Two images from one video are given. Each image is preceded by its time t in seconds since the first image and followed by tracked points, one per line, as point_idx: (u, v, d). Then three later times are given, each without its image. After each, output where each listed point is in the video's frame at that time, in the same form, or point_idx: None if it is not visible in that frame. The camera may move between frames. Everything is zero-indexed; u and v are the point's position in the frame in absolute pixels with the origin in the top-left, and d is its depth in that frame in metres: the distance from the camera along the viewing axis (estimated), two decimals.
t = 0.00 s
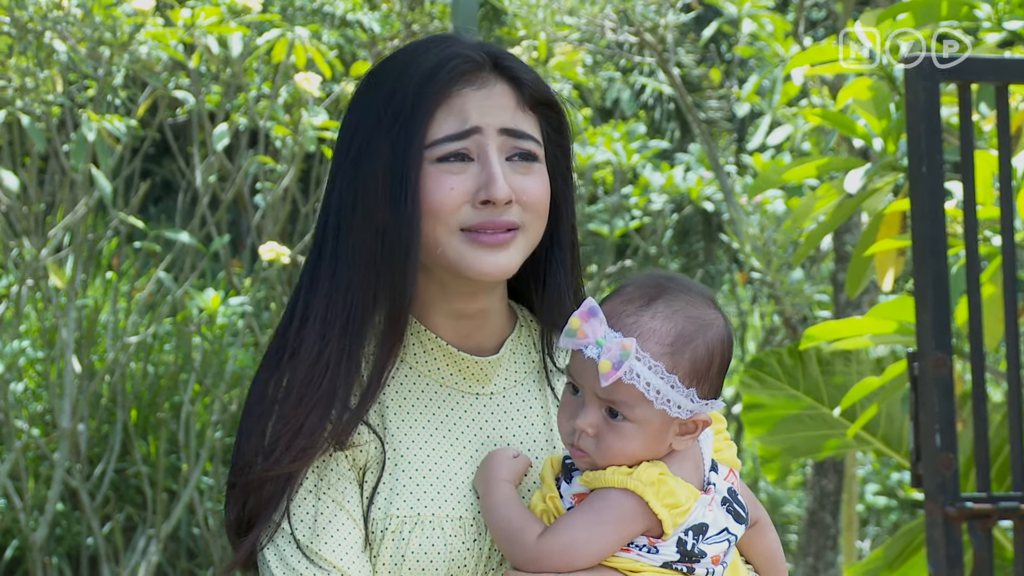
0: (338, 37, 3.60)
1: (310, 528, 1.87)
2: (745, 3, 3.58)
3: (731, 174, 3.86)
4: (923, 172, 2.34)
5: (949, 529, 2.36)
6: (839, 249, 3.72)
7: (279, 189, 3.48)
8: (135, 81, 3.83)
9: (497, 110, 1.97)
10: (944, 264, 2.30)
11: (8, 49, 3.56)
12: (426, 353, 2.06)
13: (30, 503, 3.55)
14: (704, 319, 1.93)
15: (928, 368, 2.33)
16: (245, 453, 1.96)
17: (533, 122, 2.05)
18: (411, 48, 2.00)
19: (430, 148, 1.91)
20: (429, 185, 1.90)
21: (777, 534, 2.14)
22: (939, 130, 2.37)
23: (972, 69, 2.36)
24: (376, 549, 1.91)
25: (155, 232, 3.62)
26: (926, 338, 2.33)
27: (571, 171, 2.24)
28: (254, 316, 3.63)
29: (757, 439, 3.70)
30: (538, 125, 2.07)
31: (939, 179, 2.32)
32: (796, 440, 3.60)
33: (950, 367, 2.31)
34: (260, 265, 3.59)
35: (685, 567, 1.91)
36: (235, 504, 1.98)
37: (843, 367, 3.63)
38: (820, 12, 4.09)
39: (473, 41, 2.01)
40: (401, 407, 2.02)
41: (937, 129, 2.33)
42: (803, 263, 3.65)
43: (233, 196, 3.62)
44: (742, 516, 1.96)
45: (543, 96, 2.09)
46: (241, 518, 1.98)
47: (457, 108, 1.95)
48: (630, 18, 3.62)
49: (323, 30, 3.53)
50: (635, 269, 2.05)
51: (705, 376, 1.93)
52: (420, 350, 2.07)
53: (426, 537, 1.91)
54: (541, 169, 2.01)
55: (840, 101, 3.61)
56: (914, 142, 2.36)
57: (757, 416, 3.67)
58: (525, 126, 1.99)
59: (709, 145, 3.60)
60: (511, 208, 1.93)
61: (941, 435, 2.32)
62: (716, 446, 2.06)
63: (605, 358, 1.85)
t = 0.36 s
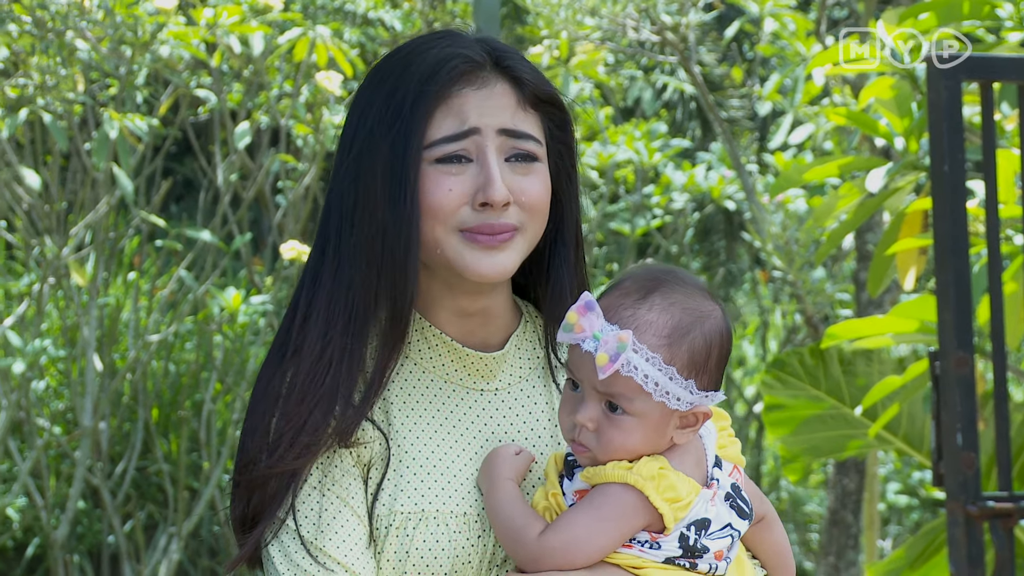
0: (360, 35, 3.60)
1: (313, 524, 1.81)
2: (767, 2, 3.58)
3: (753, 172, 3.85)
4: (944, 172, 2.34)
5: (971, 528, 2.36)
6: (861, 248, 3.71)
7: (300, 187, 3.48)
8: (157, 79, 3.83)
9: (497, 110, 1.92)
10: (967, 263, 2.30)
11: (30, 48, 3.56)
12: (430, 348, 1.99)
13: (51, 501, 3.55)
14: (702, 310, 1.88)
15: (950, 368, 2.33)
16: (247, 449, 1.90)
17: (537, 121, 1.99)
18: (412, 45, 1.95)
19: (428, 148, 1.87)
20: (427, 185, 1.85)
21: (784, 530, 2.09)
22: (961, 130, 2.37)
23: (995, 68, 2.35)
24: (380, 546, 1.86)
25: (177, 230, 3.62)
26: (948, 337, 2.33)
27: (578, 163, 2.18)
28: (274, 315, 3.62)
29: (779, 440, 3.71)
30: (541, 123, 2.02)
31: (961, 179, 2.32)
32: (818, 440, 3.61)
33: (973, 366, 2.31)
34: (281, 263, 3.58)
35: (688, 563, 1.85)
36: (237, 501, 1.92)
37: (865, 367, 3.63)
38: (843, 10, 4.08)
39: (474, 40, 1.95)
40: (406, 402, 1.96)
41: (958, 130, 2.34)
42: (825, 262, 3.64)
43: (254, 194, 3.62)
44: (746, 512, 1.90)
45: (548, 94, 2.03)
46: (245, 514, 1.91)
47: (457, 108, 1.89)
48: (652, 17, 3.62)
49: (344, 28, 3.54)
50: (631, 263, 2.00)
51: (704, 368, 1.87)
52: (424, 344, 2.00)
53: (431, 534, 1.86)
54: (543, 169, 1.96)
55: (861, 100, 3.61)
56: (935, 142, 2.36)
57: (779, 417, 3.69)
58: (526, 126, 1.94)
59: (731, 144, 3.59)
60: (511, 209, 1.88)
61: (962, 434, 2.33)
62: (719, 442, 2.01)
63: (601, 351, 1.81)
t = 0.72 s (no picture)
0: (378, 35, 3.60)
1: (313, 524, 1.83)
2: (786, 0, 3.57)
3: (771, 171, 3.84)
4: (963, 171, 2.34)
5: (989, 528, 2.35)
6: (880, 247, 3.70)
7: (318, 186, 3.48)
8: (175, 77, 3.83)
9: (492, 114, 1.93)
10: (984, 261, 2.29)
11: (48, 47, 3.58)
12: (432, 348, 2.03)
13: (69, 499, 3.56)
14: (701, 311, 1.90)
15: (968, 367, 2.33)
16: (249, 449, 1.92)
17: (533, 123, 2.00)
18: (406, 49, 1.97)
19: (422, 153, 1.88)
20: (421, 190, 1.87)
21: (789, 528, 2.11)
22: (978, 129, 2.36)
23: (1016, 66, 2.34)
24: (381, 547, 1.88)
25: (195, 229, 3.62)
26: (966, 336, 2.32)
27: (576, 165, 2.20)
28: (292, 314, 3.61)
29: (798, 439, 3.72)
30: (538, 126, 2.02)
31: (979, 178, 2.31)
32: (835, 439, 3.61)
33: (991, 365, 2.30)
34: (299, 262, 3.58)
35: (686, 562, 1.86)
36: (239, 502, 1.94)
37: (883, 367, 3.64)
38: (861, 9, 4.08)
39: (469, 43, 1.97)
40: (407, 402, 1.99)
41: (976, 130, 2.33)
42: (843, 262, 3.63)
43: (272, 193, 3.62)
44: (746, 511, 1.91)
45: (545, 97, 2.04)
46: (247, 515, 1.93)
47: (451, 112, 1.91)
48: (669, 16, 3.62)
49: (362, 27, 3.54)
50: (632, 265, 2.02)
51: (704, 368, 1.89)
52: (425, 344, 2.03)
53: (431, 534, 1.88)
54: (539, 172, 1.97)
55: (880, 99, 3.60)
56: (954, 141, 2.36)
57: (798, 415, 3.69)
58: (521, 130, 1.94)
59: (749, 143, 3.58)
60: (505, 213, 1.89)
61: (980, 433, 2.32)
62: (720, 441, 2.03)
63: (600, 351, 1.83)
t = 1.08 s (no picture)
0: (395, 36, 3.60)
1: (315, 529, 1.87)
2: (802, 3, 3.57)
3: (787, 173, 3.85)
4: (979, 173, 2.29)
5: (1005, 530, 2.33)
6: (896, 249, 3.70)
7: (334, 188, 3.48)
8: (191, 79, 3.84)
9: (486, 121, 1.96)
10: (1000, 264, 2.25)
11: (65, 48, 3.57)
12: (436, 351, 2.08)
13: (84, 501, 3.56)
14: (690, 310, 1.91)
15: (985, 369, 2.29)
16: (253, 454, 1.97)
17: (530, 128, 2.03)
18: (403, 58, 2.01)
19: (416, 161, 1.93)
20: (417, 199, 1.92)
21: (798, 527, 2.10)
22: (995, 129, 2.32)
23: None
24: (384, 550, 1.92)
25: (211, 231, 3.63)
26: (982, 339, 2.29)
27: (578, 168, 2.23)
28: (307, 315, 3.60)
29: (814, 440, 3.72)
30: (536, 130, 2.06)
31: (996, 180, 2.27)
32: (852, 441, 3.62)
33: (1008, 367, 2.27)
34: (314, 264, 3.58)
35: (686, 562, 1.87)
36: (244, 508, 1.99)
37: (899, 368, 3.61)
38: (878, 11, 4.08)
39: (464, 52, 2.01)
40: (411, 406, 2.03)
41: (993, 131, 2.29)
42: (859, 263, 3.63)
43: (288, 195, 3.62)
44: (747, 510, 1.93)
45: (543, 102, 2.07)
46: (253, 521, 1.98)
47: (445, 120, 1.95)
48: (686, 18, 3.62)
49: (379, 29, 3.54)
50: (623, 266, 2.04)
51: (694, 368, 1.90)
52: (429, 347, 2.08)
53: (433, 537, 1.93)
54: (535, 178, 2.00)
55: (896, 101, 3.60)
56: (970, 143, 2.31)
57: (813, 416, 3.70)
58: (516, 136, 1.98)
59: (766, 145, 3.58)
60: (500, 218, 1.93)
61: (997, 436, 2.29)
62: (722, 440, 2.04)
63: (588, 354, 1.84)
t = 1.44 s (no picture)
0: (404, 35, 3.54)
1: (318, 538, 1.81)
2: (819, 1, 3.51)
3: (804, 174, 3.79)
4: (1000, 173, 2.20)
5: None
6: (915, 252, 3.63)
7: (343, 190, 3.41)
8: (197, 78, 3.78)
9: (487, 123, 1.91)
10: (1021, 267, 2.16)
11: (68, 47, 3.50)
12: (444, 356, 2.02)
13: (88, 508, 3.50)
14: (694, 311, 1.83)
15: (1004, 374, 2.20)
16: (254, 462, 1.91)
17: (534, 129, 1.97)
18: (404, 57, 1.95)
19: (417, 163, 1.88)
20: (418, 203, 1.87)
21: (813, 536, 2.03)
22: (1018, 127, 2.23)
23: None
24: (388, 558, 1.86)
25: (216, 233, 3.56)
26: (1003, 343, 2.21)
27: (585, 169, 2.15)
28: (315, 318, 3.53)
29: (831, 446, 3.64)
30: (540, 132, 1.99)
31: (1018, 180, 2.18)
32: (869, 447, 3.52)
33: None
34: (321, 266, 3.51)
35: (694, 571, 1.80)
36: (246, 517, 1.92)
37: (918, 372, 3.54)
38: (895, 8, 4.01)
39: (468, 50, 1.95)
40: (416, 412, 1.98)
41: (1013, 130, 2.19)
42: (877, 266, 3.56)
43: (295, 196, 3.56)
44: (757, 516, 1.85)
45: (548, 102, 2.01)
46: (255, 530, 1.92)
47: (446, 122, 1.89)
48: (701, 16, 3.56)
49: (388, 27, 3.47)
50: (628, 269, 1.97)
51: (699, 371, 1.83)
52: (436, 351, 2.02)
53: (438, 545, 1.86)
54: (540, 180, 1.94)
55: (915, 100, 3.52)
56: (991, 141, 2.22)
57: (829, 423, 3.63)
58: (518, 139, 1.92)
59: (782, 145, 3.51)
60: (502, 223, 1.89)
61: (1017, 442, 2.21)
62: (731, 445, 1.95)
63: (589, 356, 1.78)
